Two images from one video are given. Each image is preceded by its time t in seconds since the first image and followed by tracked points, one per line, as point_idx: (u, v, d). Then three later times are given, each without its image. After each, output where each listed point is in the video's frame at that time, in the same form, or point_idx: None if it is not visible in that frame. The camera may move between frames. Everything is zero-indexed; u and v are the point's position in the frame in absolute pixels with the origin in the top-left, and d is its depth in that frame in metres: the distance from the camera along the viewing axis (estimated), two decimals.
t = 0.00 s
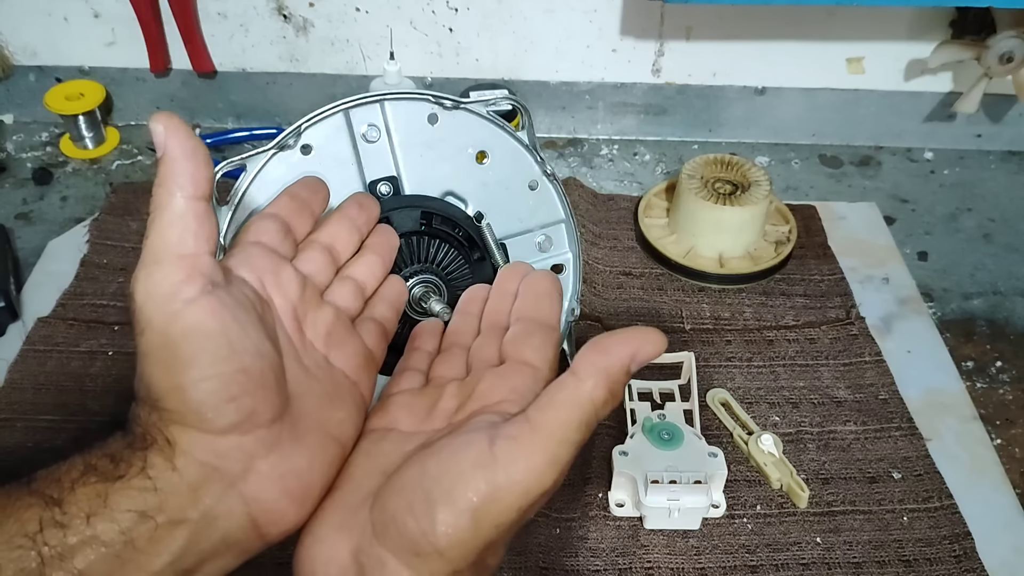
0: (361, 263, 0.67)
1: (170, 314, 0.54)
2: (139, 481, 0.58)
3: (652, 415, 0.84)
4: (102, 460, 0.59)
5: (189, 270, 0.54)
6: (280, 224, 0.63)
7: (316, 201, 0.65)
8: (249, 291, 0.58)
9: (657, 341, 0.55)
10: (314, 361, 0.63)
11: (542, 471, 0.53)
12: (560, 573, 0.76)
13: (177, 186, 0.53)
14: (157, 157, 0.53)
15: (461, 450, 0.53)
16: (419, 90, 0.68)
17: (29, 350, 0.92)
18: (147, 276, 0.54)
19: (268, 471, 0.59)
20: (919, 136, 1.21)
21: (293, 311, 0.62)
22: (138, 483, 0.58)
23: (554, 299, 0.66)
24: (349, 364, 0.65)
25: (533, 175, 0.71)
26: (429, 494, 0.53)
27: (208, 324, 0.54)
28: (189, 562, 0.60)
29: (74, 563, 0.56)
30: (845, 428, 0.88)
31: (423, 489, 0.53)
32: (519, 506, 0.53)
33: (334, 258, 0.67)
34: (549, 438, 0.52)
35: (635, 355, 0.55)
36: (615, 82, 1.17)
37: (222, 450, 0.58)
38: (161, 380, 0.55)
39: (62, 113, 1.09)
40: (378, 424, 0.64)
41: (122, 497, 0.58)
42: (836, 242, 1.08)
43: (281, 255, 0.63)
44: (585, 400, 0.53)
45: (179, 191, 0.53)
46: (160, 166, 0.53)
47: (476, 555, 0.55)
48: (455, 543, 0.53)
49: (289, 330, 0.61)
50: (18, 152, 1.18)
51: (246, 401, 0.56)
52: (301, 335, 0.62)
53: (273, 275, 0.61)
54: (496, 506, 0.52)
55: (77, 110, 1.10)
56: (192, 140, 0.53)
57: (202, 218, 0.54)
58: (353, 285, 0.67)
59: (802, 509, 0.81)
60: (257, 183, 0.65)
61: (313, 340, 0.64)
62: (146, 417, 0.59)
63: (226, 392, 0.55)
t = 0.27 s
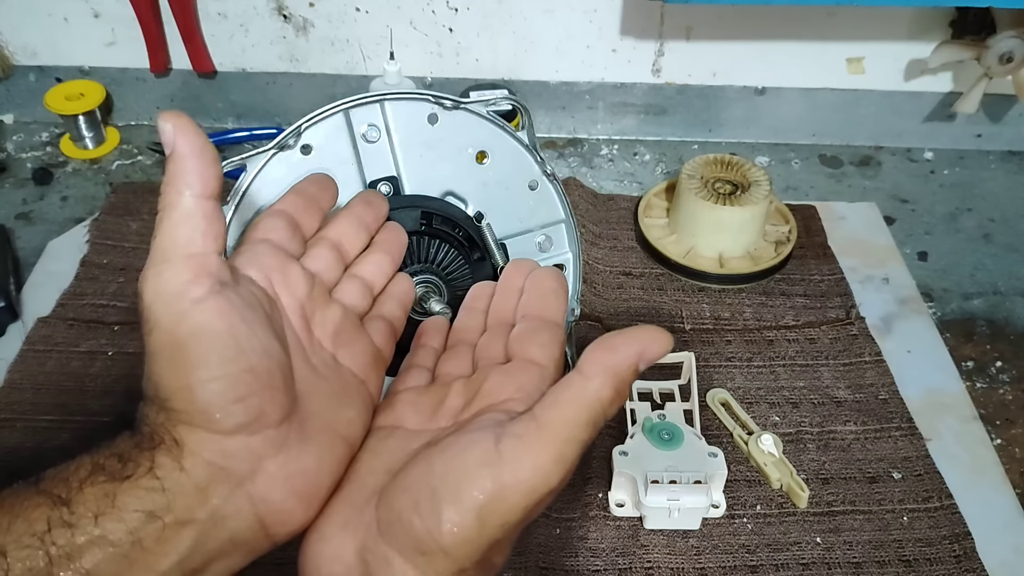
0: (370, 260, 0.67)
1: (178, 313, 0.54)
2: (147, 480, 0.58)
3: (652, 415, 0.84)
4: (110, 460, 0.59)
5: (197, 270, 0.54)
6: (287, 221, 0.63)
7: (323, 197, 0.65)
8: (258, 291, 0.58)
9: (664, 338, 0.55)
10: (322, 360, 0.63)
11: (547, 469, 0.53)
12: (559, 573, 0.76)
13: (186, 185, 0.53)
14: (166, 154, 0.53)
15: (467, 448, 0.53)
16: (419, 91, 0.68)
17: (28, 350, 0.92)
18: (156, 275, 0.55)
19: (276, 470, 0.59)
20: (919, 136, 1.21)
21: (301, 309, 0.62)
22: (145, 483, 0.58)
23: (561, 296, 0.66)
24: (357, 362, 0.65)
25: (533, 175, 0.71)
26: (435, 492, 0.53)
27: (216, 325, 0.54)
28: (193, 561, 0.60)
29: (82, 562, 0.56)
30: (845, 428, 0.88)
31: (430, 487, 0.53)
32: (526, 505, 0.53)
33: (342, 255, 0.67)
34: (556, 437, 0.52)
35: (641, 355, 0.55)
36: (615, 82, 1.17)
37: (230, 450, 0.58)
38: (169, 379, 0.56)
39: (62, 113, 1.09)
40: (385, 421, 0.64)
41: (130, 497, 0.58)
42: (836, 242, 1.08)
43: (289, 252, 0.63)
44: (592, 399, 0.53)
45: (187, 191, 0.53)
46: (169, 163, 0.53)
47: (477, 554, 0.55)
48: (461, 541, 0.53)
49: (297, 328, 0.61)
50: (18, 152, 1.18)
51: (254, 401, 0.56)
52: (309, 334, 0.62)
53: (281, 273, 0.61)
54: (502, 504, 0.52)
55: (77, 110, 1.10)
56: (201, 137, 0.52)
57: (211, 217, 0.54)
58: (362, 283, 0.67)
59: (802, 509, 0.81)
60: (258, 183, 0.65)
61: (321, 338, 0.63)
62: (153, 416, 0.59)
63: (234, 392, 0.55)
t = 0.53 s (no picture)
0: (372, 257, 0.67)
1: (181, 311, 0.54)
2: (148, 478, 0.58)
3: (652, 414, 0.84)
4: (111, 458, 0.59)
5: (199, 268, 0.54)
6: (289, 218, 0.63)
7: (327, 194, 0.65)
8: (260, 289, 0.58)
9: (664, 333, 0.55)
10: (323, 357, 0.63)
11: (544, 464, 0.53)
12: (559, 573, 0.76)
13: (188, 184, 0.53)
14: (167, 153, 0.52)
15: (468, 444, 0.54)
16: (418, 91, 0.68)
17: (28, 351, 0.92)
18: (157, 274, 0.55)
19: (277, 468, 0.59)
20: (919, 136, 1.21)
21: (303, 306, 0.62)
22: (146, 481, 0.58)
23: (562, 293, 0.66)
24: (359, 359, 0.65)
25: (533, 176, 0.71)
26: (436, 487, 0.53)
27: (219, 323, 0.54)
28: (195, 560, 0.60)
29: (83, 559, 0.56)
30: (845, 428, 0.88)
31: (431, 483, 0.53)
32: (527, 500, 0.53)
33: (344, 252, 0.67)
34: (557, 433, 0.53)
35: (641, 350, 0.55)
36: (615, 83, 1.17)
37: (232, 448, 0.58)
38: (170, 378, 0.56)
39: (62, 113, 1.09)
40: (386, 417, 0.64)
41: (131, 495, 0.57)
42: (836, 242, 1.08)
43: (291, 250, 0.63)
44: (592, 395, 0.53)
45: (189, 190, 0.53)
46: (171, 163, 0.53)
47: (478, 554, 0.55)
48: (461, 536, 0.53)
49: (298, 325, 0.61)
50: (18, 152, 1.18)
51: (254, 400, 0.56)
52: (310, 332, 0.62)
53: (283, 271, 0.61)
54: (503, 500, 0.53)
55: (77, 110, 1.10)
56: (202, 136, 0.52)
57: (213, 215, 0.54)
58: (364, 280, 0.67)
59: (802, 509, 0.81)
60: (258, 183, 0.65)
61: (322, 335, 0.64)
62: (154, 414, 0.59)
63: (235, 390, 0.55)
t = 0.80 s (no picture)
0: (340, 251, 0.68)
1: (190, 318, 0.57)
2: (146, 494, 0.61)
3: (652, 415, 0.84)
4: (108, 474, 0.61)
5: (216, 276, 0.55)
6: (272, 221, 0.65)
7: (300, 181, 0.65)
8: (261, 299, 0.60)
9: (630, 310, 0.54)
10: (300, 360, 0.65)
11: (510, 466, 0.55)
12: (559, 573, 0.76)
13: (218, 194, 0.52)
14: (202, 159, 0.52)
15: (442, 442, 0.56)
16: (419, 91, 0.69)
17: (28, 351, 0.92)
18: (171, 278, 0.56)
19: (275, 481, 0.64)
20: (919, 136, 1.21)
21: (276, 306, 0.63)
22: (142, 497, 0.61)
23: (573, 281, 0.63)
24: (331, 361, 0.66)
25: (533, 176, 0.71)
26: (411, 487, 0.55)
27: (228, 330, 0.57)
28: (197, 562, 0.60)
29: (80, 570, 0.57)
30: (845, 428, 0.88)
31: (406, 484, 0.56)
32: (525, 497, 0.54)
33: (313, 246, 0.68)
34: (522, 427, 0.55)
35: (602, 332, 0.54)
36: (615, 82, 1.17)
37: (233, 457, 0.62)
38: (177, 383, 0.59)
39: (62, 113, 1.09)
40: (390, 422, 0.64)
41: (124, 511, 0.60)
42: (836, 242, 1.08)
43: (263, 248, 0.64)
44: (555, 385, 0.55)
45: (218, 199, 0.53)
46: (203, 169, 0.52)
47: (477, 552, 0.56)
48: (431, 541, 0.56)
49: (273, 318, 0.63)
50: (18, 152, 1.18)
51: (254, 409, 0.60)
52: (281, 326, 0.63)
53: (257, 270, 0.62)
54: (475, 499, 0.55)
55: (77, 110, 1.10)
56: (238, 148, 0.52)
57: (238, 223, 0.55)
58: (332, 276, 0.68)
59: (802, 509, 0.81)
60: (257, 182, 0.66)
61: (294, 336, 0.65)
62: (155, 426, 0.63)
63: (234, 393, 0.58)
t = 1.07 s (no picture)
0: (378, 274, 0.67)
1: (230, 296, 0.57)
2: (143, 475, 0.58)
3: (652, 415, 0.84)
4: (109, 453, 0.59)
5: (263, 264, 0.56)
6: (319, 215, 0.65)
7: (350, 193, 0.66)
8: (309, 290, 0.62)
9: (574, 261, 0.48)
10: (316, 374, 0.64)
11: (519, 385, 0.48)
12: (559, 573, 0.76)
13: (282, 192, 0.55)
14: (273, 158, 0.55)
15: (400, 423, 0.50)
16: (418, 90, 0.68)
17: (28, 351, 0.92)
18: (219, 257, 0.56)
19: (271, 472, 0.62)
20: (919, 136, 1.21)
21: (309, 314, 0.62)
22: (139, 477, 0.58)
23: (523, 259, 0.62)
24: (347, 376, 0.66)
25: (533, 176, 0.71)
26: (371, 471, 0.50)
27: (264, 316, 0.58)
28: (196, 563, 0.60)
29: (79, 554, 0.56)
30: (845, 428, 0.88)
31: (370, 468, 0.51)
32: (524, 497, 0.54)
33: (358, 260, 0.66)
34: (473, 398, 0.47)
35: (538, 288, 0.47)
36: (615, 83, 1.17)
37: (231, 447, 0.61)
38: (197, 361, 0.58)
39: (62, 113, 1.09)
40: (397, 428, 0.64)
41: (126, 490, 0.57)
42: (836, 242, 1.08)
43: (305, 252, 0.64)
44: (498, 354, 0.47)
45: (281, 197, 0.55)
46: (273, 168, 0.55)
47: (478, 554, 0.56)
48: (402, 540, 0.49)
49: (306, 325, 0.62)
50: (18, 152, 1.18)
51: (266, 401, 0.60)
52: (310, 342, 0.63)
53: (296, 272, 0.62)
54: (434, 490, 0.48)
55: (77, 110, 1.10)
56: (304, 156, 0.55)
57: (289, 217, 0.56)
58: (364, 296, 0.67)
59: (802, 509, 0.81)
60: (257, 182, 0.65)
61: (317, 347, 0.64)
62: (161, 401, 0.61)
63: (252, 380, 0.59)
